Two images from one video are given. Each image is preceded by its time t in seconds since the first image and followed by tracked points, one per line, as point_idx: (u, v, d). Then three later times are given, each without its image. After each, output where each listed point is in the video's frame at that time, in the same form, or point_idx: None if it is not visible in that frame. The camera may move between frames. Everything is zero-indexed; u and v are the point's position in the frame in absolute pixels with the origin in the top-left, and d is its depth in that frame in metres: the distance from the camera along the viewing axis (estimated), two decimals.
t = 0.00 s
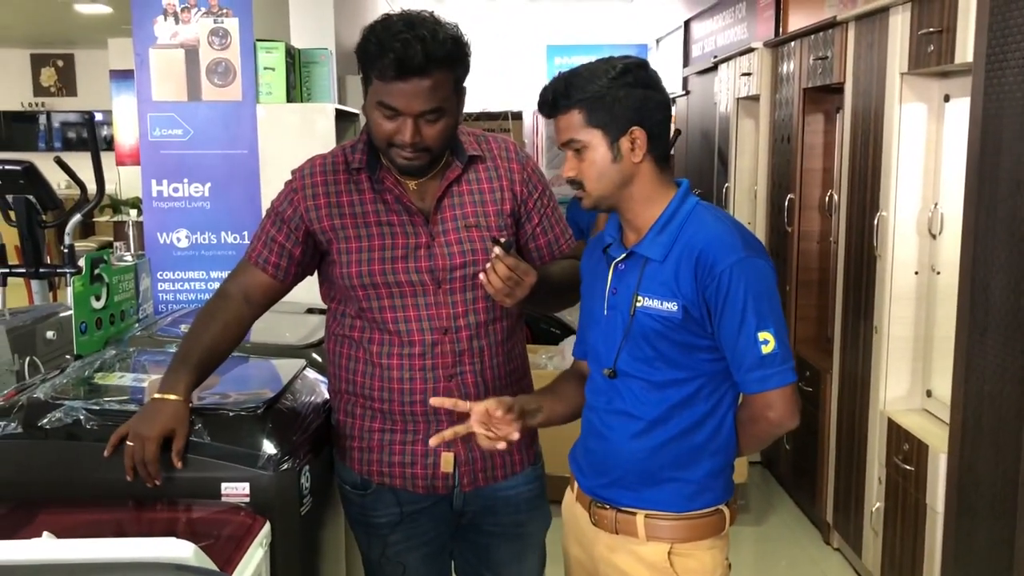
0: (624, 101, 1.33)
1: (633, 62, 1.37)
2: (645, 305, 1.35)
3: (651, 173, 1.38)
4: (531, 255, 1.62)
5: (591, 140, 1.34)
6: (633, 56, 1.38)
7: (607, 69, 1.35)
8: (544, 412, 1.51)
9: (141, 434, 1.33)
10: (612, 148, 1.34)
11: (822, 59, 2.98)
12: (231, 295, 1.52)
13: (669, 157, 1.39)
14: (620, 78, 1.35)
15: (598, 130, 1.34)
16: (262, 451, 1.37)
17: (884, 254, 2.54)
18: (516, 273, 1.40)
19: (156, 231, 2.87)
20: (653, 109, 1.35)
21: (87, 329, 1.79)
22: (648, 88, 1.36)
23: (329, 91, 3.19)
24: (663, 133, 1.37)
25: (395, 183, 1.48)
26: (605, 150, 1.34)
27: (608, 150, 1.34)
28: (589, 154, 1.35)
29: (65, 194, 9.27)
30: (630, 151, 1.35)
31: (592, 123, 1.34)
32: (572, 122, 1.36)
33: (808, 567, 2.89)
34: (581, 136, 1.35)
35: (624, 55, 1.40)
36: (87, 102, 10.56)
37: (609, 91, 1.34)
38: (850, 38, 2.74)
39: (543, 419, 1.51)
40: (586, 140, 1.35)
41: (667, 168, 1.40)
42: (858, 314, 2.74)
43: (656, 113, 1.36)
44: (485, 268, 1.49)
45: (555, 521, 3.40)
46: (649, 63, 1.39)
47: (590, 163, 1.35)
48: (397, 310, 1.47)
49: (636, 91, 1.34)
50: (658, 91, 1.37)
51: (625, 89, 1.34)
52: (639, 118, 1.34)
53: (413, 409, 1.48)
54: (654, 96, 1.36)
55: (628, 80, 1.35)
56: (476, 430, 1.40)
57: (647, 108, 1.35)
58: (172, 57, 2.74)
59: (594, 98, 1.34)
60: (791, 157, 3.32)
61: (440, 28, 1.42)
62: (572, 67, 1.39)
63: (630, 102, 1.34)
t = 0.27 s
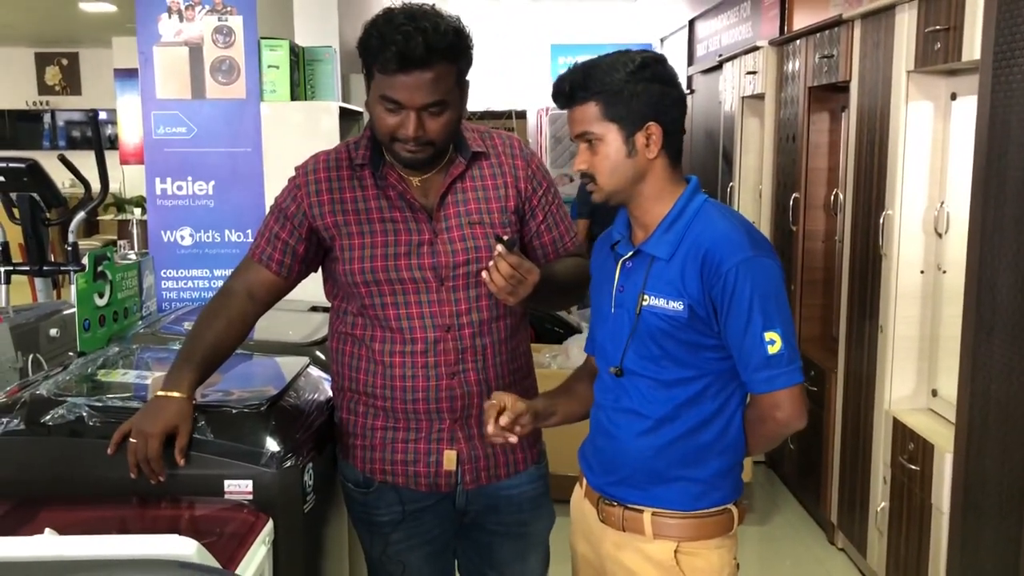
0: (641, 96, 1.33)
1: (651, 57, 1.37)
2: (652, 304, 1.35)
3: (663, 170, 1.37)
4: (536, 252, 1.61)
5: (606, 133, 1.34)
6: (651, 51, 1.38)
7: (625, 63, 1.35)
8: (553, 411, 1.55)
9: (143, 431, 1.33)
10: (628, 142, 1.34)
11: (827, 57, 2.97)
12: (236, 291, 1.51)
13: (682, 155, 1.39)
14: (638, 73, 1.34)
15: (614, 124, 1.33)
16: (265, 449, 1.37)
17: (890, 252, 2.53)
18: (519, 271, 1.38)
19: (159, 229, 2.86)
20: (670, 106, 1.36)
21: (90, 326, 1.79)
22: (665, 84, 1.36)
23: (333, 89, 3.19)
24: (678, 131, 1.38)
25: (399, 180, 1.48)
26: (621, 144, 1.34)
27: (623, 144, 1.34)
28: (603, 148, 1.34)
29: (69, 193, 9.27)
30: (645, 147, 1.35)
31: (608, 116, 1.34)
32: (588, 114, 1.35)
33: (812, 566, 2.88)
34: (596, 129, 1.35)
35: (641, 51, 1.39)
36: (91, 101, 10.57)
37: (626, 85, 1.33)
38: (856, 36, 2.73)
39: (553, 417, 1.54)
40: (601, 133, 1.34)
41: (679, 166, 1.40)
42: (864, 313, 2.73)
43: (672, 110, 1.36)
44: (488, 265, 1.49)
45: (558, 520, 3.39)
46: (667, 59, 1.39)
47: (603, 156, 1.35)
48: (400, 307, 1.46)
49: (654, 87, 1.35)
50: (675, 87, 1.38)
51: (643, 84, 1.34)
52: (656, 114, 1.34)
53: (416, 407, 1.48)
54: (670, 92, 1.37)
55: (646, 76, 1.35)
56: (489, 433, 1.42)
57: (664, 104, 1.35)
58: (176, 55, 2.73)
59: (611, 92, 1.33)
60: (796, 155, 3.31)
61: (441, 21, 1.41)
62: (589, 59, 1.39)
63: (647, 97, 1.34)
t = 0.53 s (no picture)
0: (651, 93, 1.33)
1: (663, 54, 1.36)
2: (656, 304, 1.35)
3: (670, 169, 1.37)
4: (538, 250, 1.61)
5: (614, 129, 1.34)
6: (663, 48, 1.37)
7: (636, 59, 1.34)
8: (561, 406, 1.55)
9: (145, 429, 1.33)
10: (636, 139, 1.33)
11: (831, 55, 2.96)
12: (238, 291, 1.50)
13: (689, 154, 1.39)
14: (649, 70, 1.34)
15: (623, 120, 1.33)
16: (266, 447, 1.37)
17: (893, 251, 2.52)
18: (521, 269, 1.37)
19: (161, 226, 2.86)
20: (679, 104, 1.35)
21: (92, 323, 1.79)
22: (676, 82, 1.36)
23: (335, 87, 3.18)
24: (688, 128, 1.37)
25: (399, 177, 1.48)
26: (628, 141, 1.33)
27: (631, 141, 1.33)
28: (611, 144, 1.34)
29: (71, 189, 9.28)
30: (653, 144, 1.35)
31: (617, 113, 1.33)
32: (596, 109, 1.35)
33: (814, 565, 2.88)
34: (604, 124, 1.34)
35: (652, 47, 1.38)
36: (93, 98, 10.57)
37: (637, 82, 1.33)
38: (861, 34, 2.72)
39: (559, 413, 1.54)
40: (608, 129, 1.34)
41: (686, 165, 1.40)
42: (867, 311, 2.72)
43: (682, 108, 1.36)
44: (490, 263, 1.48)
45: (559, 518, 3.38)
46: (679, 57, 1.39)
47: (610, 153, 1.35)
48: (402, 305, 1.46)
49: (665, 84, 1.34)
50: (685, 85, 1.37)
51: (654, 81, 1.34)
52: (665, 111, 1.34)
53: (418, 405, 1.47)
54: (681, 90, 1.36)
55: (656, 73, 1.34)
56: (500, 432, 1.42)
57: (674, 101, 1.35)
58: (178, 52, 2.72)
59: (621, 88, 1.33)
60: (799, 153, 3.30)
61: (441, 14, 1.40)
62: (600, 53, 1.38)
63: (657, 95, 1.33)
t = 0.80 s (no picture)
0: (662, 90, 1.33)
1: (674, 52, 1.36)
2: (661, 302, 1.35)
3: (678, 168, 1.37)
4: (540, 249, 1.61)
5: (622, 126, 1.34)
6: (673, 46, 1.37)
7: (648, 57, 1.34)
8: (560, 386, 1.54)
9: (147, 428, 1.33)
10: (645, 137, 1.33)
11: (833, 55, 2.96)
12: (240, 292, 1.50)
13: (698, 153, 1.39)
14: (660, 68, 1.34)
15: (633, 117, 1.33)
16: (268, 446, 1.37)
17: (895, 250, 2.52)
18: (523, 268, 1.38)
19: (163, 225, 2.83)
20: (689, 102, 1.36)
21: (93, 322, 1.79)
22: (687, 80, 1.36)
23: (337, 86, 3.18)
24: (697, 127, 1.37)
25: (400, 177, 1.47)
26: (637, 139, 1.33)
27: (640, 139, 1.33)
28: (619, 141, 1.34)
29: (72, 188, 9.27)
30: (661, 142, 1.35)
31: (627, 110, 1.33)
32: (606, 106, 1.35)
33: (816, 565, 2.87)
34: (613, 122, 1.34)
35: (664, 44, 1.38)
36: (94, 96, 10.56)
37: (648, 80, 1.33)
38: (863, 34, 2.72)
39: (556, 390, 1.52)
40: (618, 126, 1.34)
41: (695, 164, 1.39)
42: (869, 311, 2.72)
43: (691, 107, 1.36)
44: (491, 262, 1.48)
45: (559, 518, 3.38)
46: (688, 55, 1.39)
47: (618, 150, 1.35)
48: (403, 305, 1.46)
49: (676, 82, 1.35)
50: (695, 83, 1.37)
51: (665, 79, 1.34)
52: (676, 109, 1.34)
53: (419, 405, 1.47)
54: (691, 89, 1.37)
55: (667, 71, 1.34)
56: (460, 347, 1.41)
57: (684, 100, 1.35)
58: (180, 51, 2.69)
59: (632, 85, 1.33)
60: (801, 153, 3.30)
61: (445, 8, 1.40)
62: (610, 50, 1.38)
63: (667, 93, 1.34)
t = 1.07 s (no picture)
0: (668, 90, 1.33)
1: (681, 54, 1.36)
2: (668, 304, 1.34)
3: (684, 168, 1.36)
4: (536, 249, 1.60)
5: (627, 126, 1.33)
6: (680, 48, 1.37)
7: (654, 57, 1.33)
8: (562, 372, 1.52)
9: (151, 432, 1.31)
10: (650, 136, 1.33)
11: (835, 57, 2.95)
12: (231, 288, 1.49)
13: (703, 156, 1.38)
14: (666, 68, 1.33)
15: (637, 117, 1.32)
16: (269, 451, 1.36)
17: (898, 252, 2.52)
18: (524, 268, 1.35)
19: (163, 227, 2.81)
20: (694, 103, 1.35)
21: (93, 325, 1.78)
22: (694, 81, 1.36)
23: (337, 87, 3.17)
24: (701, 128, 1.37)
25: (394, 179, 1.47)
26: (641, 139, 1.33)
27: (645, 138, 1.33)
28: (624, 141, 1.34)
29: (73, 192, 9.28)
30: (667, 142, 1.34)
31: (632, 109, 1.33)
32: (612, 104, 1.34)
33: (818, 569, 2.87)
34: (618, 122, 1.34)
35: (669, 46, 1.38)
36: (95, 99, 10.57)
37: (654, 80, 1.33)
38: (865, 36, 2.72)
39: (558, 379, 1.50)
40: (623, 126, 1.33)
41: (700, 167, 1.39)
42: (871, 313, 2.71)
43: (697, 108, 1.36)
44: (487, 264, 1.48)
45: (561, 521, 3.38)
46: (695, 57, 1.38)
47: (623, 150, 1.34)
48: (398, 307, 1.45)
49: (682, 83, 1.34)
50: (701, 85, 1.37)
51: (671, 79, 1.34)
52: (681, 109, 1.34)
53: (416, 407, 1.47)
54: (697, 90, 1.36)
55: (674, 71, 1.34)
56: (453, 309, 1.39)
57: (689, 101, 1.35)
58: (181, 52, 2.68)
59: (638, 84, 1.32)
60: (803, 155, 3.29)
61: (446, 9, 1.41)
62: (617, 50, 1.38)
63: (674, 93, 1.33)
